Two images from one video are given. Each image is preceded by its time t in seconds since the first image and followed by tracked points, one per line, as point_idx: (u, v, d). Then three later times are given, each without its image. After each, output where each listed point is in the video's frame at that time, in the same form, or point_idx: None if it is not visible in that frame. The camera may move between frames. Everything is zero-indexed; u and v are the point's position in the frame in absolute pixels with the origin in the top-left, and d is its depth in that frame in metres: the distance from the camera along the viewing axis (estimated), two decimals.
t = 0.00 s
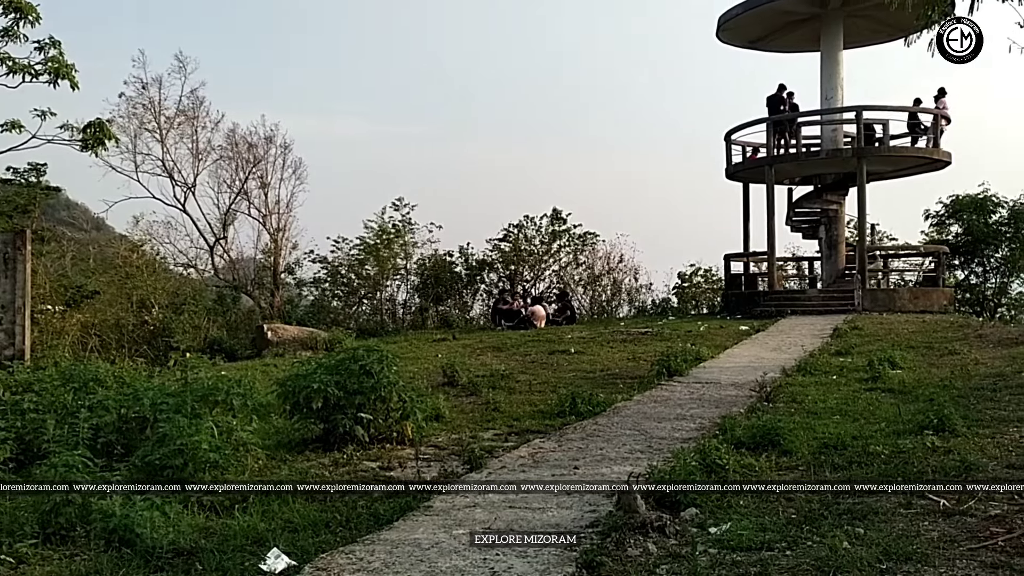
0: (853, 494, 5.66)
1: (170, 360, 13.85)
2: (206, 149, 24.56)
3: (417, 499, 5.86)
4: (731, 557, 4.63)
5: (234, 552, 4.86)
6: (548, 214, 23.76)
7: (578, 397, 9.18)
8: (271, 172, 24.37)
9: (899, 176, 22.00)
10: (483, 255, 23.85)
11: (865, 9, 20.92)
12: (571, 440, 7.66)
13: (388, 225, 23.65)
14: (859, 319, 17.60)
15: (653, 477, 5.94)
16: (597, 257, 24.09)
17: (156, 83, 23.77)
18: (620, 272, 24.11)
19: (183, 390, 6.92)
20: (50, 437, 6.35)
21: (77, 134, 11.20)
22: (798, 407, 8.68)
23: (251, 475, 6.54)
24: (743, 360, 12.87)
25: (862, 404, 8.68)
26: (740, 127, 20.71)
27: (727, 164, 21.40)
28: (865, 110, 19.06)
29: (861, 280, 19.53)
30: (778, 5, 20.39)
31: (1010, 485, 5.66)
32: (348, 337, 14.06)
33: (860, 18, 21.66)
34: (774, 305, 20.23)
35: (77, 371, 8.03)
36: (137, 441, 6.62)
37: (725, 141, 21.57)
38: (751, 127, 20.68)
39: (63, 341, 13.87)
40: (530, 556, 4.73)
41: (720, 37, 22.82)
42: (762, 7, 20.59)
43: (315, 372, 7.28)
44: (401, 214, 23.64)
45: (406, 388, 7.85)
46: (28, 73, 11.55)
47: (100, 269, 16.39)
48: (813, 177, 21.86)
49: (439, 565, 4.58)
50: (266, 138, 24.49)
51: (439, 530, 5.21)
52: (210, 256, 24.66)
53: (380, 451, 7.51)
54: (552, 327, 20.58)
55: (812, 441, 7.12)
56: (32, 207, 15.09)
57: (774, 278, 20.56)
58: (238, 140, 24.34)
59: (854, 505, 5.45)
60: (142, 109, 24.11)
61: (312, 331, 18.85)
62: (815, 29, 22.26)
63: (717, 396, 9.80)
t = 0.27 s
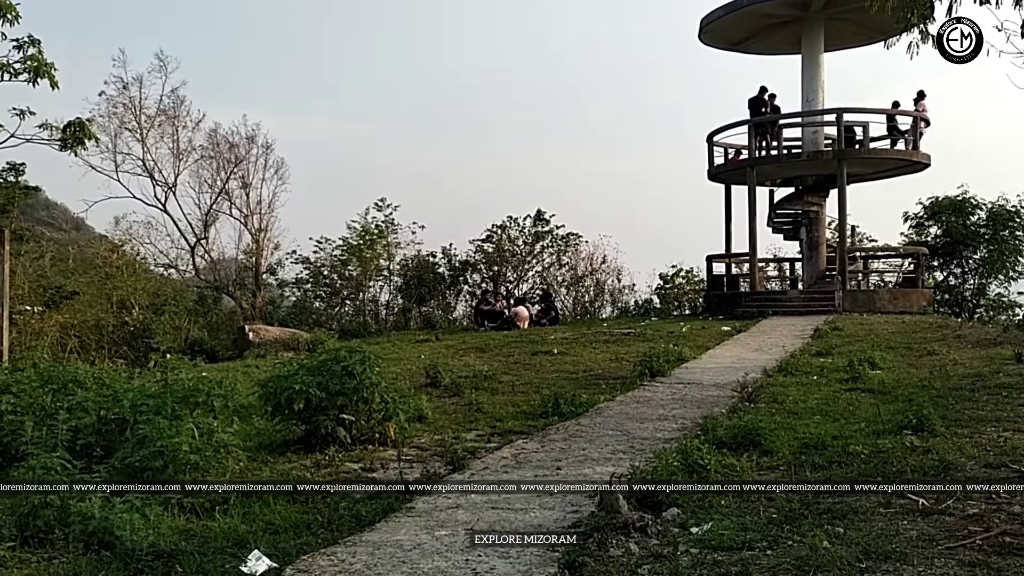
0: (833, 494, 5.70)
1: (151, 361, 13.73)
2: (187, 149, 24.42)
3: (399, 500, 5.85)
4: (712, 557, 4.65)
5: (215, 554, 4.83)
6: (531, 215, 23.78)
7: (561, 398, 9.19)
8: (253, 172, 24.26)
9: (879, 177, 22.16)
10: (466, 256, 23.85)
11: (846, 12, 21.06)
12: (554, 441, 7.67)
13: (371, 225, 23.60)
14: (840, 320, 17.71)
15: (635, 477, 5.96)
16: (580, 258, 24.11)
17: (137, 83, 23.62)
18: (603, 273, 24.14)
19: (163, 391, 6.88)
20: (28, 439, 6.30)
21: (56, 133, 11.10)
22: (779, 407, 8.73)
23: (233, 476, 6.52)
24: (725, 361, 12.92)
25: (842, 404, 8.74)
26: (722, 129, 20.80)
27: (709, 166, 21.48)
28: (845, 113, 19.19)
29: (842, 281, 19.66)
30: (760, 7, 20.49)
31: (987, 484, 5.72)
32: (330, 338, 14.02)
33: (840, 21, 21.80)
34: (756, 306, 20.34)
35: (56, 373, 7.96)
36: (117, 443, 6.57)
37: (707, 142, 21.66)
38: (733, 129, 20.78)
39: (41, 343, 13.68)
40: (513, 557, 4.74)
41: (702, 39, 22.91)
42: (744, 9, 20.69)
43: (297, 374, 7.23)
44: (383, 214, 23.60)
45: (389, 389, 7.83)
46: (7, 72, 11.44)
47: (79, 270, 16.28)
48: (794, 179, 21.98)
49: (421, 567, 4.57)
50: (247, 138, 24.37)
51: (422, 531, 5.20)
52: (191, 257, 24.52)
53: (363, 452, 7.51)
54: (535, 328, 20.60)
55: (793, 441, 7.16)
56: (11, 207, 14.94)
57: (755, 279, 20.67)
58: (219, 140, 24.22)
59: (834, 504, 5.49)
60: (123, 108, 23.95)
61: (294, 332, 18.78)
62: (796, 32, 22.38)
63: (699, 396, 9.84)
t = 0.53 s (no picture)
0: (813, 494, 5.74)
1: (131, 363, 13.64)
2: (168, 149, 24.29)
3: (381, 502, 5.85)
4: (694, 557, 4.67)
5: (196, 557, 4.81)
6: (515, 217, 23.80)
7: (544, 399, 9.19)
8: (235, 172, 24.16)
9: (859, 180, 22.31)
10: (449, 257, 23.85)
11: (827, 15, 21.20)
12: (537, 442, 7.69)
13: (354, 226, 23.54)
14: (821, 321, 17.82)
15: (617, 478, 5.98)
16: (563, 260, 24.13)
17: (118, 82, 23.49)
18: (586, 274, 24.16)
19: (143, 393, 6.84)
20: (6, 441, 6.24)
21: (36, 133, 11.02)
22: (761, 408, 8.77)
23: (213, 479, 6.48)
24: (707, 362, 12.97)
25: (822, 405, 8.80)
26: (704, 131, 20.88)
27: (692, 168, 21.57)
28: (826, 116, 19.31)
29: (823, 283, 19.78)
30: (742, 11, 20.60)
31: (965, 484, 5.77)
32: (313, 339, 13.99)
33: (821, 24, 21.94)
34: (738, 308, 20.44)
35: (34, 375, 7.89)
36: (97, 445, 6.51)
37: (690, 144, 21.74)
38: (715, 131, 20.87)
39: (20, 345, 13.44)
40: (496, 558, 4.74)
41: (685, 42, 23.01)
42: (726, 12, 20.79)
43: (278, 376, 7.20)
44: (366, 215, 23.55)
45: (371, 391, 7.81)
46: None
47: (60, 270, 16.18)
48: (776, 181, 22.10)
49: (404, 569, 4.57)
50: (229, 139, 24.27)
51: (404, 533, 5.20)
52: (172, 258, 24.39)
53: (346, 453, 7.50)
54: (519, 329, 20.61)
55: (773, 442, 7.20)
56: None
57: (737, 281, 20.77)
58: (201, 141, 24.10)
59: (814, 504, 5.52)
60: (103, 108, 23.79)
61: (276, 334, 18.71)
62: (777, 35, 22.51)
63: (682, 397, 9.88)
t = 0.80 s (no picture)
0: (795, 495, 5.77)
1: (111, 365, 13.54)
2: (150, 150, 24.16)
3: (364, 504, 5.83)
4: (676, 558, 4.69)
5: (177, 561, 4.78)
6: (499, 218, 23.82)
7: (528, 401, 9.20)
8: (217, 174, 24.05)
9: (841, 183, 22.45)
10: (433, 259, 23.84)
11: (809, 19, 21.33)
12: (521, 444, 7.69)
13: (337, 228, 23.47)
14: (803, 323, 17.90)
15: (600, 480, 5.98)
16: (547, 262, 24.14)
17: (99, 83, 23.34)
18: (571, 276, 24.18)
19: (124, 396, 6.80)
20: None
21: (16, 133, 10.93)
22: (743, 410, 8.81)
23: (195, 481, 6.45)
24: (690, 363, 13.01)
25: (804, 406, 8.84)
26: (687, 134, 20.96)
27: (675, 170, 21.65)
28: (808, 119, 19.43)
29: (805, 285, 19.89)
30: (725, 14, 20.71)
31: (944, 485, 5.81)
32: (296, 341, 13.94)
33: (803, 28, 22.07)
34: (721, 309, 20.52)
35: (14, 377, 7.83)
36: (77, 448, 6.47)
37: (673, 147, 21.82)
38: (698, 134, 20.95)
39: None
40: (478, 560, 4.74)
41: (669, 45, 23.09)
42: (710, 16, 20.88)
43: (260, 378, 7.17)
44: (349, 217, 23.49)
45: (355, 393, 7.79)
46: None
47: (39, 272, 16.10)
48: (759, 184, 22.21)
49: (386, 572, 4.56)
50: (212, 140, 24.15)
51: (387, 535, 5.19)
52: (153, 259, 24.25)
53: (329, 456, 7.47)
54: (503, 331, 20.60)
55: (755, 443, 7.23)
56: None
57: (720, 283, 20.86)
58: (183, 141, 23.97)
59: (796, 505, 5.55)
60: (84, 108, 23.62)
61: (259, 336, 18.64)
62: (760, 39, 22.62)
63: (665, 399, 9.91)
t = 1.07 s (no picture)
0: (777, 496, 5.80)
1: (93, 368, 13.45)
2: (132, 151, 24.02)
3: (347, 507, 5.81)
4: (659, 560, 4.70)
5: (158, 565, 4.76)
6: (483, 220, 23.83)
7: (512, 403, 9.21)
8: (200, 175, 23.94)
9: (823, 185, 22.58)
10: (417, 261, 23.82)
11: (791, 23, 21.45)
12: (504, 446, 7.70)
13: (320, 229, 23.40)
14: (785, 325, 17.98)
15: (583, 482, 5.99)
16: (532, 264, 24.14)
17: (81, 83, 23.19)
18: (555, 278, 24.19)
19: (105, 399, 6.76)
20: None
21: None
22: (726, 411, 8.85)
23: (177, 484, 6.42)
24: (674, 365, 13.06)
25: (786, 408, 8.89)
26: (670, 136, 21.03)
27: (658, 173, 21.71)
28: (791, 122, 19.53)
29: (787, 287, 20.00)
30: (708, 17, 20.79)
31: (925, 485, 5.85)
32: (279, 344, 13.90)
33: (786, 31, 22.19)
34: (704, 311, 20.59)
35: None
36: (57, 451, 6.42)
37: (657, 149, 21.88)
38: (682, 137, 21.02)
39: None
40: (461, 563, 4.74)
41: (652, 47, 23.17)
42: (693, 19, 20.96)
43: (243, 381, 7.14)
44: (332, 218, 23.44)
45: (338, 395, 7.77)
46: None
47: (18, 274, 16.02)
48: (741, 186, 22.31)
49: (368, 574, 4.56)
50: (195, 141, 24.04)
51: (369, 538, 5.18)
52: (135, 261, 24.11)
53: (312, 459, 7.45)
54: (487, 333, 20.60)
55: (738, 444, 7.27)
56: None
57: (704, 284, 20.94)
58: (166, 142, 23.85)
59: (777, 506, 5.58)
60: (65, 109, 23.46)
61: (242, 338, 18.57)
62: (743, 42, 22.73)
63: (649, 401, 9.94)
